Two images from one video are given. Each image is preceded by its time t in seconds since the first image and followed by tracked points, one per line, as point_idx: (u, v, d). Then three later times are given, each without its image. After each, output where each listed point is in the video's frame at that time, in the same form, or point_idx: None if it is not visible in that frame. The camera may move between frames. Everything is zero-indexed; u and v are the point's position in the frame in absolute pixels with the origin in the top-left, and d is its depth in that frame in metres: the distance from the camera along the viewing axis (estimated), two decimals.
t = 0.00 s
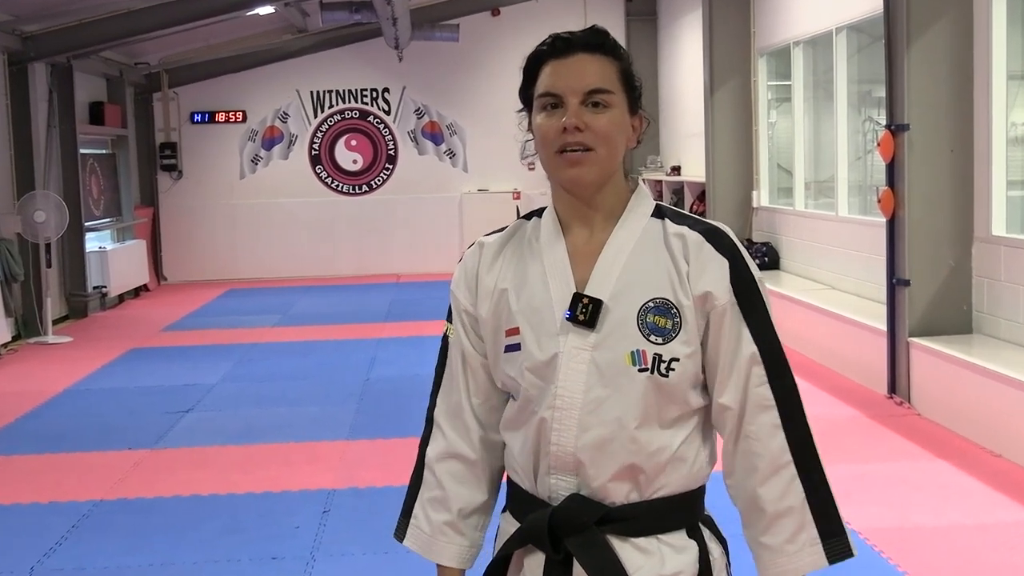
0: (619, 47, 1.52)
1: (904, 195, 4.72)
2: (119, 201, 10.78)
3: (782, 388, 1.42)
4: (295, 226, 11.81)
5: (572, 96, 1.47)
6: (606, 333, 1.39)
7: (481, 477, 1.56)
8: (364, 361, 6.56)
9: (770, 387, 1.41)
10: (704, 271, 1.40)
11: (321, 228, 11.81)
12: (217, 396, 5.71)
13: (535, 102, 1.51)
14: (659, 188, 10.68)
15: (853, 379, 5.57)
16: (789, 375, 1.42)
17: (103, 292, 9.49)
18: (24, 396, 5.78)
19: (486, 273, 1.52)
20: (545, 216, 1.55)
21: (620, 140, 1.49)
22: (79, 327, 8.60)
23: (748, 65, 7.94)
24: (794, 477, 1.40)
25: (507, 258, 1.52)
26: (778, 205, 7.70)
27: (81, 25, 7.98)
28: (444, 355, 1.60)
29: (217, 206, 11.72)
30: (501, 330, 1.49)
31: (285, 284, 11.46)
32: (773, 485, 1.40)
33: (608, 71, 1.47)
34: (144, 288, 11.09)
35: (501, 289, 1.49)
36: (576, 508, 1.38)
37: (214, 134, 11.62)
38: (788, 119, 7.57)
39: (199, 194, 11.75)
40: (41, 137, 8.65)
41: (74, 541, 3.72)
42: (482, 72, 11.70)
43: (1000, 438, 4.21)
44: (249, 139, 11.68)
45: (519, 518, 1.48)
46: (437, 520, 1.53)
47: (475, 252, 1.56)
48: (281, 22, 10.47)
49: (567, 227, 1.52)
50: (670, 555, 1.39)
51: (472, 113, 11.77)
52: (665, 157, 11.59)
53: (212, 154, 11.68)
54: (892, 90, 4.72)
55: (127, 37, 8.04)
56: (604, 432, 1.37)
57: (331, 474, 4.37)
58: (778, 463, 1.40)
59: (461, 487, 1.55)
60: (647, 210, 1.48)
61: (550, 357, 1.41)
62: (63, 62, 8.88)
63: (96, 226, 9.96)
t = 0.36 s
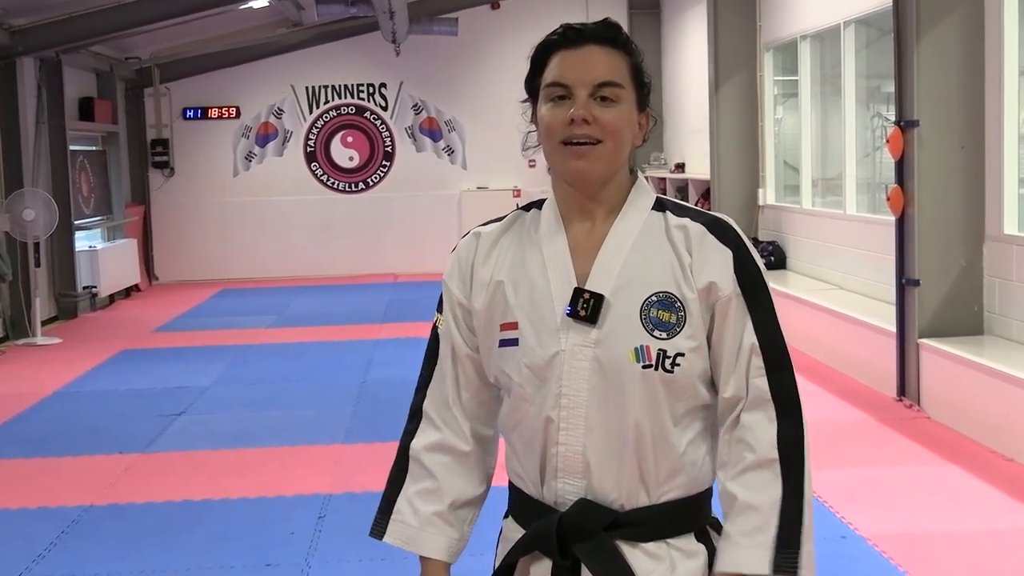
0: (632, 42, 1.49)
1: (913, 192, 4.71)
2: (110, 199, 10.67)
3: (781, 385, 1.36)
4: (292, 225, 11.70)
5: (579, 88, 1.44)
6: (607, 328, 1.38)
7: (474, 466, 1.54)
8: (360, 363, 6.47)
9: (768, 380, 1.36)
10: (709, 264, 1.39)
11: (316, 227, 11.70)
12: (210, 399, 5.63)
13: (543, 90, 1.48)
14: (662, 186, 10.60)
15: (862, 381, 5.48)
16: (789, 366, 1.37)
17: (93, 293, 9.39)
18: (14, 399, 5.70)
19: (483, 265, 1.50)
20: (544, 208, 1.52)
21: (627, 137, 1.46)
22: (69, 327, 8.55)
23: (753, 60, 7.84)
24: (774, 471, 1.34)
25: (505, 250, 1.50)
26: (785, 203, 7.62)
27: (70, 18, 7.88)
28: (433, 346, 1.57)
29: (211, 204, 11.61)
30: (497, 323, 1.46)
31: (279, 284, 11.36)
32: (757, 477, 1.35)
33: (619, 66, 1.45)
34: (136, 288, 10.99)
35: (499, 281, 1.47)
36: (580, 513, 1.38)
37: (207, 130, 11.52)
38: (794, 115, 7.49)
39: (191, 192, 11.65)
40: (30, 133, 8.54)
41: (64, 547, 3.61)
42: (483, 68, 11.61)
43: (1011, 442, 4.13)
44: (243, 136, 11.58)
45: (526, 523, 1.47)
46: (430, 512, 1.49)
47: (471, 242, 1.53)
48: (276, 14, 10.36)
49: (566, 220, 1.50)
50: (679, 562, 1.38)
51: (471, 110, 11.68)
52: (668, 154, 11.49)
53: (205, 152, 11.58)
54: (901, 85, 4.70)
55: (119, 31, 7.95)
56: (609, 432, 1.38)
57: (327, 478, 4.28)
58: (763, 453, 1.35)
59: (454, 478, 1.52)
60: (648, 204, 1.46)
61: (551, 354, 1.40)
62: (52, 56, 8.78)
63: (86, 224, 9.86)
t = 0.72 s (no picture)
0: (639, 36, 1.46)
1: (921, 190, 4.65)
2: (101, 197, 10.58)
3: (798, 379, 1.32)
4: (289, 224, 11.62)
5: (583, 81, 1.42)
6: (609, 325, 1.36)
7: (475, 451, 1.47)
8: (358, 364, 6.39)
9: (782, 376, 1.33)
10: (716, 261, 1.37)
11: (313, 225, 11.63)
12: (204, 401, 5.55)
13: (546, 82, 1.45)
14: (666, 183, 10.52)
15: (869, 383, 5.41)
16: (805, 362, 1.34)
17: (84, 292, 9.31)
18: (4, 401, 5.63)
19: (482, 260, 1.47)
20: (548, 204, 1.50)
21: (631, 131, 1.44)
22: (61, 328, 8.50)
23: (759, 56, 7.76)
24: (772, 422, 1.30)
25: (506, 247, 1.48)
26: (790, 201, 7.55)
27: (61, 13, 7.81)
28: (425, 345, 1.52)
29: (207, 203, 11.53)
30: (497, 319, 1.43)
31: (275, 284, 11.28)
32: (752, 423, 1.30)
33: (624, 60, 1.42)
34: (129, 288, 10.91)
35: (499, 276, 1.44)
36: (579, 514, 1.37)
37: (201, 128, 11.44)
38: (801, 113, 7.42)
39: (186, 190, 11.58)
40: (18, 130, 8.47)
41: (55, 552, 3.51)
42: (483, 65, 11.53)
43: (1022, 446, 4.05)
44: (238, 133, 11.49)
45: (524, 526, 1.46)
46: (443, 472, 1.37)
47: (470, 238, 1.51)
48: (271, 9, 10.27)
49: (571, 217, 1.48)
50: (681, 565, 1.37)
51: (470, 107, 11.60)
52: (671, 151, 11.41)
53: (197, 149, 11.51)
54: (910, 81, 4.65)
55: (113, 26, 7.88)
56: (612, 429, 1.35)
57: (324, 481, 4.20)
58: (769, 413, 1.31)
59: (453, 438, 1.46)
60: (653, 203, 1.45)
61: (553, 351, 1.37)
62: (41, 51, 8.73)
63: (77, 223, 9.78)
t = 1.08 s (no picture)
0: (603, 38, 1.45)
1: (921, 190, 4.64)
2: (100, 197, 10.57)
3: (811, 380, 1.36)
4: (287, 223, 11.62)
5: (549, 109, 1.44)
6: (613, 328, 1.38)
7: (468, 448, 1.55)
8: (357, 365, 6.38)
9: (797, 379, 1.36)
10: (722, 264, 1.39)
11: (312, 224, 11.62)
12: (203, 402, 5.54)
13: (517, 113, 1.49)
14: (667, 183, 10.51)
15: (869, 383, 5.40)
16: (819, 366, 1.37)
17: (83, 293, 9.30)
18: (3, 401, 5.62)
19: (488, 266, 1.52)
20: (553, 210, 1.54)
21: (611, 138, 1.45)
22: (60, 328, 8.50)
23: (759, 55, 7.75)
24: (793, 410, 1.34)
25: (508, 256, 1.52)
26: (791, 201, 7.54)
27: (60, 13, 7.80)
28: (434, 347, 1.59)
29: (206, 203, 11.53)
30: (502, 325, 1.48)
31: (273, 284, 11.27)
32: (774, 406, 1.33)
33: (584, 75, 1.42)
34: (128, 288, 10.89)
35: (504, 279, 1.48)
36: (573, 516, 1.38)
37: (200, 127, 11.42)
38: (802, 112, 7.41)
39: (185, 189, 11.58)
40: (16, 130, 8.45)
41: (55, 552, 3.51)
42: (483, 64, 11.51)
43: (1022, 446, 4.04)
44: (236, 132, 11.47)
45: (518, 527, 1.48)
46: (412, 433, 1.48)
47: (478, 243, 1.56)
48: (269, 8, 10.25)
49: (576, 222, 1.51)
50: (674, 566, 1.40)
51: (470, 107, 11.59)
52: (671, 150, 11.40)
53: (198, 149, 11.50)
54: (910, 81, 4.64)
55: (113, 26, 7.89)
56: (614, 429, 1.38)
57: (323, 481, 4.19)
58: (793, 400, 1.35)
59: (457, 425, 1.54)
60: (661, 204, 1.48)
61: (554, 352, 1.40)
62: (40, 50, 8.72)
63: (76, 223, 9.78)
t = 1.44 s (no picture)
0: (602, 37, 1.45)
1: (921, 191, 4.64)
2: (99, 197, 10.56)
3: (811, 379, 1.36)
4: (287, 223, 11.62)
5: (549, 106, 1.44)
6: (610, 329, 1.38)
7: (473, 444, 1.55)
8: (355, 365, 6.38)
9: (795, 377, 1.36)
10: (718, 263, 1.39)
11: (312, 223, 11.62)
12: (203, 401, 5.54)
13: (517, 112, 1.49)
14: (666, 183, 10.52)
15: (869, 382, 5.40)
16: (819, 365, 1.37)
17: (83, 292, 9.29)
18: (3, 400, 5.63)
19: (486, 267, 1.52)
20: (550, 211, 1.54)
21: (612, 136, 1.45)
22: (59, 327, 8.50)
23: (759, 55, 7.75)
24: (789, 410, 1.34)
25: (506, 257, 1.52)
26: (791, 200, 7.54)
27: (60, 12, 7.80)
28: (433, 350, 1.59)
29: (206, 202, 11.54)
30: (499, 327, 1.48)
31: (273, 284, 11.27)
32: (772, 407, 1.33)
33: (585, 73, 1.43)
34: (127, 288, 10.89)
35: (502, 281, 1.49)
36: (572, 516, 1.39)
37: (200, 127, 11.43)
38: (802, 112, 7.42)
39: (184, 189, 11.57)
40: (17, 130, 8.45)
41: (55, 552, 3.50)
42: (482, 64, 11.51)
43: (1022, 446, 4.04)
44: (236, 132, 11.47)
45: (518, 527, 1.48)
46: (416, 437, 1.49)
47: (476, 244, 1.56)
48: (269, 8, 10.25)
49: (573, 222, 1.51)
50: (674, 566, 1.40)
51: (470, 106, 11.60)
52: (671, 150, 11.40)
53: (198, 149, 11.50)
54: (910, 81, 4.64)
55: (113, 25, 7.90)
56: (611, 429, 1.37)
57: (323, 481, 4.19)
58: (788, 401, 1.35)
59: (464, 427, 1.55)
60: (659, 203, 1.48)
61: (551, 354, 1.40)
62: (40, 50, 8.72)
63: (76, 223, 9.79)
